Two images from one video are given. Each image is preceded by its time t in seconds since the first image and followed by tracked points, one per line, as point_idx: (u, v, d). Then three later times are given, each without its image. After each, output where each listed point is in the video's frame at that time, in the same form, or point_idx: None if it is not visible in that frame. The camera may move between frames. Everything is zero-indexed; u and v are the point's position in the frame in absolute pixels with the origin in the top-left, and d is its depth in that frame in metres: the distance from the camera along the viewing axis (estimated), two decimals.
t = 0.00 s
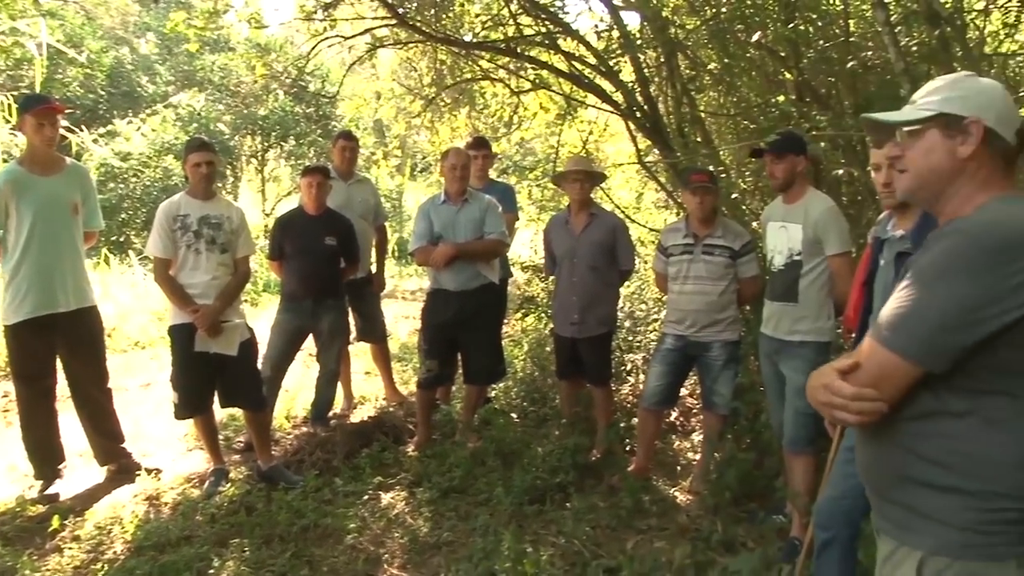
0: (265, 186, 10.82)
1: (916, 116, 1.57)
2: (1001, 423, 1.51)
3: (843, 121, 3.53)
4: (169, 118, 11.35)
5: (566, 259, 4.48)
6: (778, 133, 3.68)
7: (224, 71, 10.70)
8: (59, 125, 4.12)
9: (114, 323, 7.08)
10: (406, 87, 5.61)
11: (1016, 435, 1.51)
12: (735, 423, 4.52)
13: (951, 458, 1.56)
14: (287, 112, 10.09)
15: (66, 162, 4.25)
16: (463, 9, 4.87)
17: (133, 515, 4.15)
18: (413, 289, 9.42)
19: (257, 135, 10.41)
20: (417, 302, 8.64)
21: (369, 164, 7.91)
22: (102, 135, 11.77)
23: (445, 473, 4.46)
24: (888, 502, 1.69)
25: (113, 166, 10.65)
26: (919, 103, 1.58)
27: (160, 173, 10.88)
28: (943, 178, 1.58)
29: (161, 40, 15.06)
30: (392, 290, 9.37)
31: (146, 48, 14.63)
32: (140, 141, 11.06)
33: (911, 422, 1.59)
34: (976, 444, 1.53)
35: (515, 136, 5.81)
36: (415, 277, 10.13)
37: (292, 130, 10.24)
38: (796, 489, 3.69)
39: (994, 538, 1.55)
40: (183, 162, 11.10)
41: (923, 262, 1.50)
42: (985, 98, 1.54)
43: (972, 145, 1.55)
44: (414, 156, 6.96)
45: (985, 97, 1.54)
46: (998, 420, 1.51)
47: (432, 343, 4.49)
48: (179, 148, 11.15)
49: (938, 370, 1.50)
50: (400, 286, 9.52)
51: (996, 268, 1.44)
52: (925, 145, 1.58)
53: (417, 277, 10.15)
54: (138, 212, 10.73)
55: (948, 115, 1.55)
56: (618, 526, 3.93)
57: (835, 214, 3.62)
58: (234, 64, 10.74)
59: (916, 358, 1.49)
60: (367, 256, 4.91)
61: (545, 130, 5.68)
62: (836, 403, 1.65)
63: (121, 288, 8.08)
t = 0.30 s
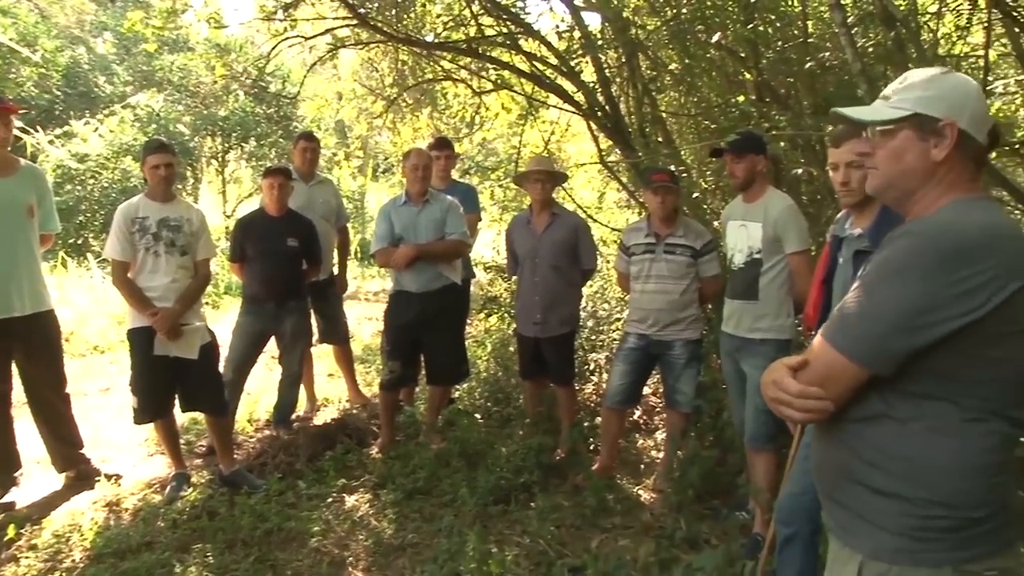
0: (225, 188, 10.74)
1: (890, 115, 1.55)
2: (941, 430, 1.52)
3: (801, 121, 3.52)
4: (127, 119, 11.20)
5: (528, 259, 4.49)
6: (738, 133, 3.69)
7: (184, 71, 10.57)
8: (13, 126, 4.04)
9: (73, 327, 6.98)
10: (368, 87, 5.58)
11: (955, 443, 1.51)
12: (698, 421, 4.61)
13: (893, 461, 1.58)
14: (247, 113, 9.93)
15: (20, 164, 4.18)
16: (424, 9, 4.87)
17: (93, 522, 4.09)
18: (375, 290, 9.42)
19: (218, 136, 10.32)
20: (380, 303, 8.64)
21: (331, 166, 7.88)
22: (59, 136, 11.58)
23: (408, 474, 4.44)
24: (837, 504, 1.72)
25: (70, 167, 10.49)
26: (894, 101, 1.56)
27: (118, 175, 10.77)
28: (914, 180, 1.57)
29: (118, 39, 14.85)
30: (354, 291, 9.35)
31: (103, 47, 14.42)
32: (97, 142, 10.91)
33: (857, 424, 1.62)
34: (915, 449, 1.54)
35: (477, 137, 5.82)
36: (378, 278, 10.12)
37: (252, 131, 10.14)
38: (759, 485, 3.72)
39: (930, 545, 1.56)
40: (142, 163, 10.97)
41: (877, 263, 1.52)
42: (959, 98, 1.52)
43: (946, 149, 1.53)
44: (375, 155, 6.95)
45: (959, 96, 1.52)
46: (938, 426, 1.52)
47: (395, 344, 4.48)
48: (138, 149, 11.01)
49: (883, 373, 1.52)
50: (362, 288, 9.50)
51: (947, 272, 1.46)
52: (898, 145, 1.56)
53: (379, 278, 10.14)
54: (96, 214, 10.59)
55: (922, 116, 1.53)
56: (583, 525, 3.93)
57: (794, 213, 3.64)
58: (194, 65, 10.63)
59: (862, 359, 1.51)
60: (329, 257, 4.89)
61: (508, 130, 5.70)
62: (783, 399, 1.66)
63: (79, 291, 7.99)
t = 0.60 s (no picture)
0: (192, 189, 10.65)
1: (876, 117, 1.53)
2: (905, 444, 1.53)
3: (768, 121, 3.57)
4: (92, 120, 11.05)
5: (496, 259, 4.49)
6: (704, 133, 3.71)
7: (149, 71, 10.46)
8: None
9: (36, 331, 6.89)
10: (335, 87, 5.56)
11: (920, 458, 1.53)
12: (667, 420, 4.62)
13: (857, 474, 1.59)
14: (214, 113, 9.92)
15: None
16: (393, 10, 4.88)
17: (58, 529, 4.04)
18: (344, 291, 9.40)
19: (185, 136, 10.24)
20: (349, 304, 8.62)
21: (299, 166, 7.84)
22: (21, 137, 11.41)
23: (379, 476, 4.43)
24: (801, 511, 1.74)
25: (33, 169, 10.33)
26: (879, 102, 1.54)
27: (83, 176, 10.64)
28: (896, 185, 1.55)
29: (81, 39, 14.65)
30: (323, 293, 9.32)
31: (66, 47, 14.21)
32: (61, 143, 10.76)
33: (825, 435, 1.63)
34: (878, 463, 1.56)
35: (445, 138, 5.83)
36: (347, 279, 10.10)
37: (219, 132, 10.11)
38: (728, 483, 3.74)
39: (890, 557, 1.58)
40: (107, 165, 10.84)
41: (850, 272, 1.51)
42: (948, 100, 1.50)
43: (931, 153, 1.52)
44: (342, 156, 6.93)
45: (948, 99, 1.50)
46: (903, 441, 1.53)
47: (363, 345, 4.46)
48: (103, 150, 10.88)
49: (851, 387, 1.52)
50: (331, 289, 9.48)
51: (920, 288, 1.45)
52: (881, 149, 1.54)
53: (348, 279, 10.12)
54: (60, 216, 10.45)
55: (907, 118, 1.51)
56: (554, 525, 3.94)
57: (760, 212, 3.67)
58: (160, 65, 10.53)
59: (831, 372, 1.51)
60: (298, 258, 4.87)
61: (477, 131, 5.74)
62: (750, 406, 1.67)
63: (43, 295, 7.90)
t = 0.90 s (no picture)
0: (174, 189, 10.60)
1: (859, 114, 1.43)
2: (892, 454, 1.45)
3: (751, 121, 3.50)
4: (72, 121, 10.97)
5: (480, 259, 4.49)
6: (687, 132, 3.72)
7: (131, 71, 10.41)
8: None
9: (16, 333, 6.84)
10: (317, 87, 5.53)
11: (908, 467, 1.44)
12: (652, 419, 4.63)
13: (845, 483, 1.51)
14: (196, 114, 9.90)
15: None
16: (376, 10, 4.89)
17: (40, 533, 4.01)
18: (327, 292, 9.39)
19: (167, 137, 10.20)
20: (332, 305, 8.62)
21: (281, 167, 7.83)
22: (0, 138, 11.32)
23: (363, 477, 4.42)
24: (788, 518, 1.66)
25: (13, 169, 10.25)
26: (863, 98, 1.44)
27: (64, 177, 10.57)
28: (884, 186, 1.46)
29: (60, 38, 14.55)
30: (307, 294, 9.30)
31: (45, 46, 14.11)
32: (41, 143, 10.68)
33: (809, 446, 1.55)
34: (867, 472, 1.47)
35: (428, 138, 5.83)
36: (331, 280, 10.09)
37: (201, 133, 10.08)
38: (712, 481, 3.74)
39: (879, 567, 1.51)
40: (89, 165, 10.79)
41: (838, 285, 1.43)
42: (937, 93, 1.39)
43: (920, 151, 1.41)
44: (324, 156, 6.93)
45: (937, 92, 1.40)
46: (890, 450, 1.45)
47: (347, 345, 4.46)
48: (84, 151, 10.81)
49: (842, 404, 1.44)
50: (315, 289, 9.47)
51: (912, 303, 1.37)
52: (866, 147, 1.44)
53: (332, 279, 10.11)
54: (41, 217, 10.38)
55: (893, 115, 1.41)
56: (539, 525, 3.94)
57: (742, 211, 3.69)
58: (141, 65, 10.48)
59: (822, 391, 1.43)
60: (281, 259, 4.86)
61: (460, 131, 5.77)
62: (735, 422, 1.58)
63: (23, 296, 7.85)
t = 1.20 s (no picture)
0: (164, 190, 10.57)
1: (852, 108, 1.41)
2: (881, 459, 1.42)
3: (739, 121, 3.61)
4: (61, 121, 10.92)
5: (471, 259, 4.49)
6: (676, 133, 3.72)
7: (120, 71, 10.37)
8: None
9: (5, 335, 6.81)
10: (307, 87, 5.53)
11: (897, 472, 1.42)
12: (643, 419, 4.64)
13: (835, 486, 1.49)
14: (186, 114, 9.88)
15: None
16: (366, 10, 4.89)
17: (29, 535, 3.99)
18: (318, 292, 9.38)
19: (156, 137, 10.17)
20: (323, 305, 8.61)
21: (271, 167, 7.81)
22: None
23: (354, 477, 4.42)
24: (779, 519, 1.64)
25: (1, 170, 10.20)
26: (856, 94, 1.42)
27: (53, 177, 10.53)
28: (879, 186, 1.43)
29: (48, 38, 14.49)
30: (297, 294, 9.29)
31: (33, 46, 14.05)
32: (30, 143, 10.63)
33: (799, 450, 1.53)
34: (857, 475, 1.45)
35: (418, 138, 5.83)
36: (321, 280, 10.08)
37: (191, 133, 10.06)
38: (703, 481, 3.75)
39: (868, 570, 1.48)
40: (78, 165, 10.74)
41: (835, 292, 1.40)
42: (932, 91, 1.36)
43: (912, 149, 1.38)
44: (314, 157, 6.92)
45: (933, 89, 1.36)
46: (880, 455, 1.42)
47: (338, 345, 4.45)
48: (73, 151, 10.76)
49: (838, 412, 1.41)
50: (306, 290, 9.46)
51: (910, 312, 1.34)
52: (860, 144, 1.41)
53: (323, 280, 10.10)
54: (29, 218, 10.33)
55: (886, 111, 1.38)
56: (530, 524, 3.94)
57: (732, 211, 3.70)
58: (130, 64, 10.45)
59: (817, 400, 1.40)
60: (272, 259, 4.85)
61: (450, 131, 5.78)
62: (728, 428, 1.54)
63: (12, 297, 7.81)
